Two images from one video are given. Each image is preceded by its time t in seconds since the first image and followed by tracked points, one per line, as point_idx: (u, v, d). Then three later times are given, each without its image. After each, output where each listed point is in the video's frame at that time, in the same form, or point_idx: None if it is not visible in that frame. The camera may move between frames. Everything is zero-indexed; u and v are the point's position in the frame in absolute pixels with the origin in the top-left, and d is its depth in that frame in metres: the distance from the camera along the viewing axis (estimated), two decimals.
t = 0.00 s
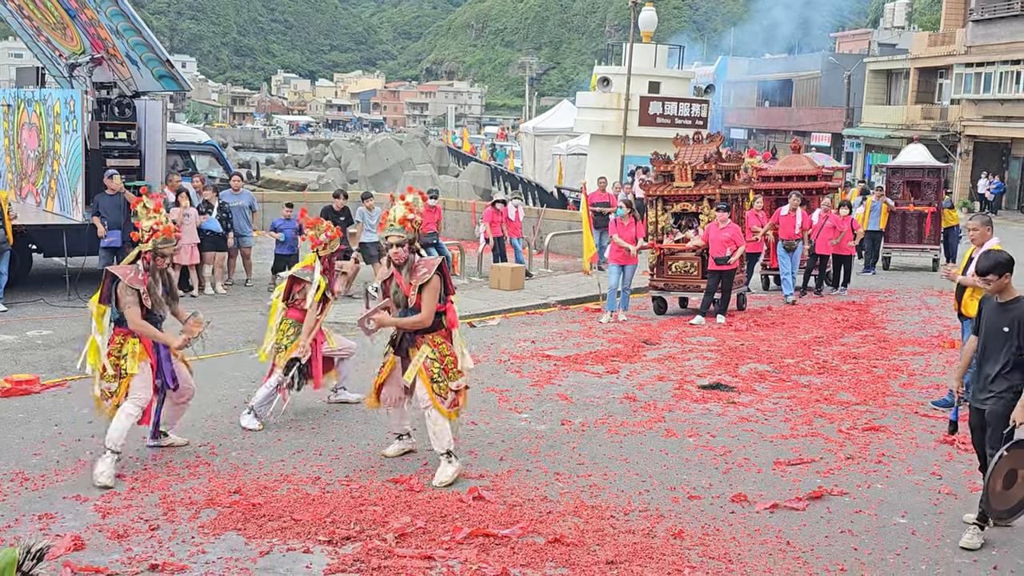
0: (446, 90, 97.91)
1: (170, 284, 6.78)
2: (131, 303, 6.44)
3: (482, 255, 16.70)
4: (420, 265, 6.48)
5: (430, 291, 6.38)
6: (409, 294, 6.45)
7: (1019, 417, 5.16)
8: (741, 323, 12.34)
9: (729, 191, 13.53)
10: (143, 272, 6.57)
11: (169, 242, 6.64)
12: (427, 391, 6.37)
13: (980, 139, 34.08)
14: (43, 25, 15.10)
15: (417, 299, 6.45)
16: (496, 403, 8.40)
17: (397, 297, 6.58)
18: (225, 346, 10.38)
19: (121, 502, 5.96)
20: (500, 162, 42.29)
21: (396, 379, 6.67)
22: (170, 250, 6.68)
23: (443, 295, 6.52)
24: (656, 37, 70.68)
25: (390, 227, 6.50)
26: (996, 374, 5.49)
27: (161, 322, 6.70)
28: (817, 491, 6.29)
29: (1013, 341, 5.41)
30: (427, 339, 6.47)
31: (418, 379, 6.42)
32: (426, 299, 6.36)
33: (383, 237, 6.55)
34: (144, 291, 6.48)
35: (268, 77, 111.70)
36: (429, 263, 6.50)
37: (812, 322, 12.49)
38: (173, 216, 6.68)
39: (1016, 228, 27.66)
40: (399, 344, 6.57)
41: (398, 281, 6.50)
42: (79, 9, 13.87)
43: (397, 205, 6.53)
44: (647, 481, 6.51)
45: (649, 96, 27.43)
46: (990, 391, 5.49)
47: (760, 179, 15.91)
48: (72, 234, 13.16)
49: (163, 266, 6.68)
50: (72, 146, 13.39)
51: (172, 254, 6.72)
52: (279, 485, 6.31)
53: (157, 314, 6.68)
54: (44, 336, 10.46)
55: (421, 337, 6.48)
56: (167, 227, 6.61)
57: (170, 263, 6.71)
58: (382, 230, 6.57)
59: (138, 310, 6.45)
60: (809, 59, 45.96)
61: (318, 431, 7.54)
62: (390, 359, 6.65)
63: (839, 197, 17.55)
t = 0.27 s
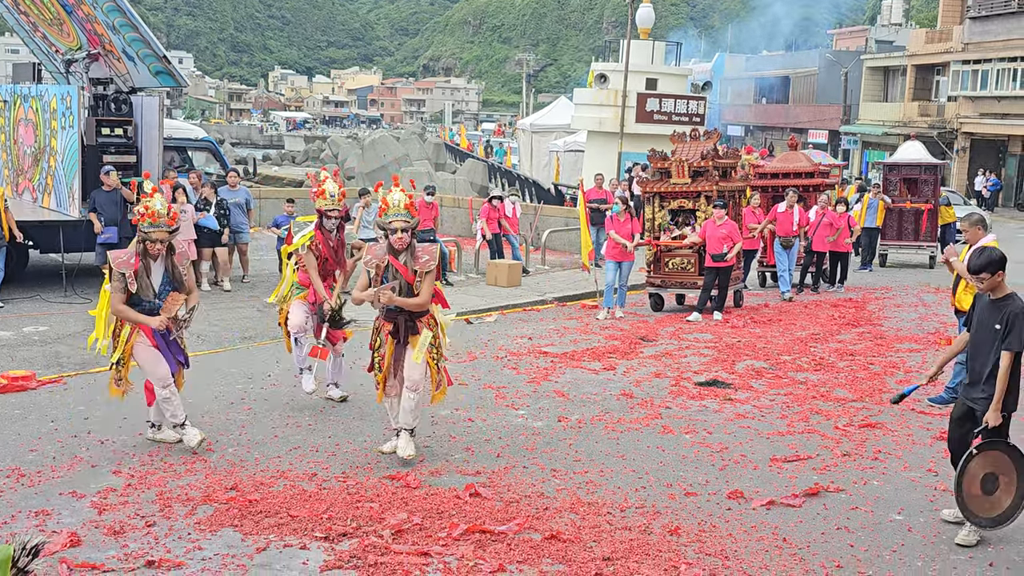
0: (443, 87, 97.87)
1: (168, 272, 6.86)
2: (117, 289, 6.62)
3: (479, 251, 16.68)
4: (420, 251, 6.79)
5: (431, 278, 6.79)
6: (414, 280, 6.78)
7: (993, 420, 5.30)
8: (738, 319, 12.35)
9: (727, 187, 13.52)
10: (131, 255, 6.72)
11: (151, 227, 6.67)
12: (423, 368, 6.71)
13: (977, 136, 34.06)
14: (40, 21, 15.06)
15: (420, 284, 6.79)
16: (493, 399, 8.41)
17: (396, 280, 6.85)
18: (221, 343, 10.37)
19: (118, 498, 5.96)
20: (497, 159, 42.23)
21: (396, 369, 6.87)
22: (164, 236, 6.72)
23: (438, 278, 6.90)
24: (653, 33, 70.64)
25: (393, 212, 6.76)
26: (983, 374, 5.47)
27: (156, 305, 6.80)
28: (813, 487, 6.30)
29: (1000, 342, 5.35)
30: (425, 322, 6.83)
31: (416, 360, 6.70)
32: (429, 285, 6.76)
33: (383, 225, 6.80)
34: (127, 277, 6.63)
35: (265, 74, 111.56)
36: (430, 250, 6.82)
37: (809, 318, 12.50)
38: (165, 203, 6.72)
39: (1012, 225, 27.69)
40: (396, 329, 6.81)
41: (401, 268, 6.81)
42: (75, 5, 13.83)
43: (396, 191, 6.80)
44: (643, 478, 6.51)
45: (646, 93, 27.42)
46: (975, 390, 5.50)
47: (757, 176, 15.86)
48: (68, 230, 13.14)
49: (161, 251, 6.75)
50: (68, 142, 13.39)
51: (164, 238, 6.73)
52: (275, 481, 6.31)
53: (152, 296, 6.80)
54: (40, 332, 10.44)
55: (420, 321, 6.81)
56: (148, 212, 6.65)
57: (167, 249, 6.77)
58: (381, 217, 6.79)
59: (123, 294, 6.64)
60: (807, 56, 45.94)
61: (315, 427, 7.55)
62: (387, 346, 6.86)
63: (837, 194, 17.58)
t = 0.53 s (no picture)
0: (442, 84, 97.83)
1: (167, 271, 6.78)
2: (112, 288, 6.63)
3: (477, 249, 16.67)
4: (417, 249, 6.84)
5: (428, 277, 6.83)
6: (413, 280, 6.79)
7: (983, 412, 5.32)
8: (736, 317, 12.36)
9: (726, 185, 13.49)
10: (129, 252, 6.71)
11: (142, 223, 6.63)
12: (410, 363, 6.75)
13: (976, 134, 33.98)
14: (37, 17, 15.02)
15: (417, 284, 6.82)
16: (491, 396, 8.40)
17: (392, 278, 6.80)
18: (220, 339, 10.37)
19: (115, 495, 5.95)
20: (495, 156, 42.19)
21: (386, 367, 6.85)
22: (158, 232, 6.68)
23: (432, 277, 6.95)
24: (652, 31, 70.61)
25: (393, 210, 6.77)
26: (978, 367, 5.45)
27: (154, 304, 6.74)
28: (811, 485, 6.31)
29: (996, 335, 5.35)
30: (415, 322, 6.84)
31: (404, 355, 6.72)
32: (427, 284, 6.80)
33: (382, 221, 6.77)
34: (121, 274, 6.62)
35: (264, 70, 111.43)
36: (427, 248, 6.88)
37: (807, 316, 12.50)
38: (157, 199, 6.67)
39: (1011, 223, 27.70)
40: (386, 327, 6.78)
41: (397, 265, 6.79)
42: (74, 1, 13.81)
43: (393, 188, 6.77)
44: (641, 475, 6.51)
45: (645, 91, 27.41)
46: (968, 383, 5.49)
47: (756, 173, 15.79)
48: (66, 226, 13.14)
49: (157, 248, 6.71)
50: (67, 138, 13.35)
51: (157, 234, 6.69)
52: (273, 478, 6.31)
53: (150, 294, 6.74)
54: (38, 329, 10.43)
55: (410, 322, 6.79)
56: (139, 208, 6.62)
57: (162, 245, 6.73)
58: (379, 213, 6.79)
59: (117, 292, 6.63)
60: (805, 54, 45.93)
61: (313, 424, 7.54)
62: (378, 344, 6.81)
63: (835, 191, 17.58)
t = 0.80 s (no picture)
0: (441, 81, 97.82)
1: (160, 264, 6.63)
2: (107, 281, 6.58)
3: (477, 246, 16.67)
4: (414, 255, 6.69)
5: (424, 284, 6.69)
6: (409, 285, 6.66)
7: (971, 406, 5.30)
8: (736, 315, 12.36)
9: (727, 182, 13.46)
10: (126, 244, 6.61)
11: (135, 212, 6.49)
12: (395, 371, 6.58)
13: (976, 132, 33.86)
14: (37, 14, 15.02)
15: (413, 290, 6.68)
16: (490, 394, 8.40)
17: (390, 286, 6.65)
18: (219, 336, 10.36)
19: (114, 492, 5.95)
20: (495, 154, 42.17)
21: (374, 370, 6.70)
22: (150, 224, 6.52)
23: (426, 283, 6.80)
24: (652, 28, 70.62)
25: (392, 213, 6.62)
26: (968, 357, 5.41)
27: (146, 300, 6.57)
28: (810, 482, 6.31)
29: (987, 331, 5.31)
30: (405, 330, 6.64)
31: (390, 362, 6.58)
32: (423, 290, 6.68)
33: (381, 224, 6.65)
34: (113, 267, 6.54)
35: (263, 68, 111.38)
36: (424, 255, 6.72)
37: (806, 314, 12.49)
38: (148, 189, 6.50)
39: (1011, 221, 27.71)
40: (376, 331, 6.64)
41: (392, 269, 6.67)
42: None
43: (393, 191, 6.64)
44: (641, 472, 6.51)
45: (645, 88, 27.41)
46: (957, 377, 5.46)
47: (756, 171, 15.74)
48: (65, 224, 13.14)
49: (151, 239, 6.56)
50: (66, 135, 13.37)
51: (151, 225, 6.53)
52: (272, 475, 6.31)
53: (144, 289, 6.57)
54: (38, 326, 10.43)
55: (399, 328, 6.60)
56: (131, 198, 6.48)
57: (155, 238, 6.55)
58: (378, 219, 6.66)
59: (113, 287, 6.57)
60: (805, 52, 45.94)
61: (313, 422, 7.54)
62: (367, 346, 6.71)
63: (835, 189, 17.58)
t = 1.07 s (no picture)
0: (443, 78, 97.81)
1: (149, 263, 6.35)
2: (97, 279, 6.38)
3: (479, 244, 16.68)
4: (417, 249, 6.72)
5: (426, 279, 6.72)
6: (412, 280, 6.64)
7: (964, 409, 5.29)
8: (737, 312, 12.35)
9: (727, 180, 13.45)
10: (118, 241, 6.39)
11: (123, 209, 6.22)
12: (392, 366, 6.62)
13: (978, 130, 33.85)
14: (39, 11, 15.04)
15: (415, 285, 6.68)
16: (492, 391, 8.40)
17: (392, 281, 6.63)
18: (221, 333, 10.37)
19: (116, 489, 5.96)
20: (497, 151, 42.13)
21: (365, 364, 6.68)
22: (140, 221, 6.25)
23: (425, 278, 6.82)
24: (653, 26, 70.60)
25: (396, 208, 6.60)
26: (952, 367, 5.41)
27: (133, 301, 6.33)
28: (811, 480, 6.32)
29: (968, 330, 5.31)
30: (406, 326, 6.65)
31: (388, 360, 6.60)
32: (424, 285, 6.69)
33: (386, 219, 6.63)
34: (102, 265, 6.33)
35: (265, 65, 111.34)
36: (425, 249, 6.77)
37: (808, 311, 12.49)
38: (138, 185, 6.23)
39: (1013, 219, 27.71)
40: (376, 327, 6.58)
41: (395, 263, 6.65)
42: None
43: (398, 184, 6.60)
44: (642, 470, 6.51)
45: (647, 86, 27.39)
46: (941, 375, 5.48)
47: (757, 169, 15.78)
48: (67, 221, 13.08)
49: (141, 237, 6.29)
50: (68, 132, 13.38)
51: (140, 221, 6.25)
52: (274, 472, 6.31)
53: (132, 289, 6.32)
54: (40, 323, 10.44)
55: (403, 324, 6.61)
56: (119, 194, 6.22)
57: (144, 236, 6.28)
58: (381, 212, 6.64)
59: (102, 285, 6.35)
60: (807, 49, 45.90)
61: (315, 419, 7.54)
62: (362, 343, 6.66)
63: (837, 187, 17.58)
